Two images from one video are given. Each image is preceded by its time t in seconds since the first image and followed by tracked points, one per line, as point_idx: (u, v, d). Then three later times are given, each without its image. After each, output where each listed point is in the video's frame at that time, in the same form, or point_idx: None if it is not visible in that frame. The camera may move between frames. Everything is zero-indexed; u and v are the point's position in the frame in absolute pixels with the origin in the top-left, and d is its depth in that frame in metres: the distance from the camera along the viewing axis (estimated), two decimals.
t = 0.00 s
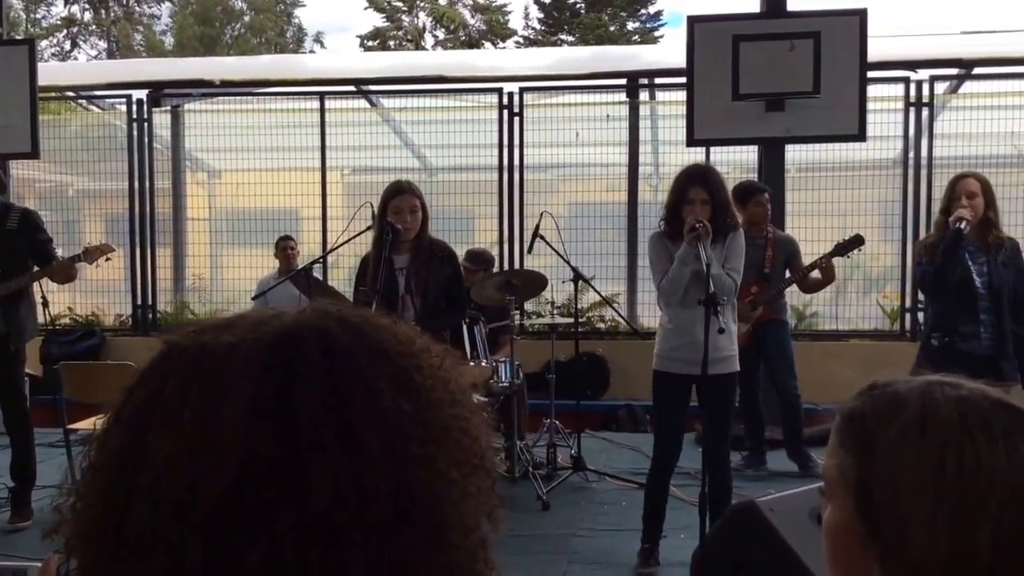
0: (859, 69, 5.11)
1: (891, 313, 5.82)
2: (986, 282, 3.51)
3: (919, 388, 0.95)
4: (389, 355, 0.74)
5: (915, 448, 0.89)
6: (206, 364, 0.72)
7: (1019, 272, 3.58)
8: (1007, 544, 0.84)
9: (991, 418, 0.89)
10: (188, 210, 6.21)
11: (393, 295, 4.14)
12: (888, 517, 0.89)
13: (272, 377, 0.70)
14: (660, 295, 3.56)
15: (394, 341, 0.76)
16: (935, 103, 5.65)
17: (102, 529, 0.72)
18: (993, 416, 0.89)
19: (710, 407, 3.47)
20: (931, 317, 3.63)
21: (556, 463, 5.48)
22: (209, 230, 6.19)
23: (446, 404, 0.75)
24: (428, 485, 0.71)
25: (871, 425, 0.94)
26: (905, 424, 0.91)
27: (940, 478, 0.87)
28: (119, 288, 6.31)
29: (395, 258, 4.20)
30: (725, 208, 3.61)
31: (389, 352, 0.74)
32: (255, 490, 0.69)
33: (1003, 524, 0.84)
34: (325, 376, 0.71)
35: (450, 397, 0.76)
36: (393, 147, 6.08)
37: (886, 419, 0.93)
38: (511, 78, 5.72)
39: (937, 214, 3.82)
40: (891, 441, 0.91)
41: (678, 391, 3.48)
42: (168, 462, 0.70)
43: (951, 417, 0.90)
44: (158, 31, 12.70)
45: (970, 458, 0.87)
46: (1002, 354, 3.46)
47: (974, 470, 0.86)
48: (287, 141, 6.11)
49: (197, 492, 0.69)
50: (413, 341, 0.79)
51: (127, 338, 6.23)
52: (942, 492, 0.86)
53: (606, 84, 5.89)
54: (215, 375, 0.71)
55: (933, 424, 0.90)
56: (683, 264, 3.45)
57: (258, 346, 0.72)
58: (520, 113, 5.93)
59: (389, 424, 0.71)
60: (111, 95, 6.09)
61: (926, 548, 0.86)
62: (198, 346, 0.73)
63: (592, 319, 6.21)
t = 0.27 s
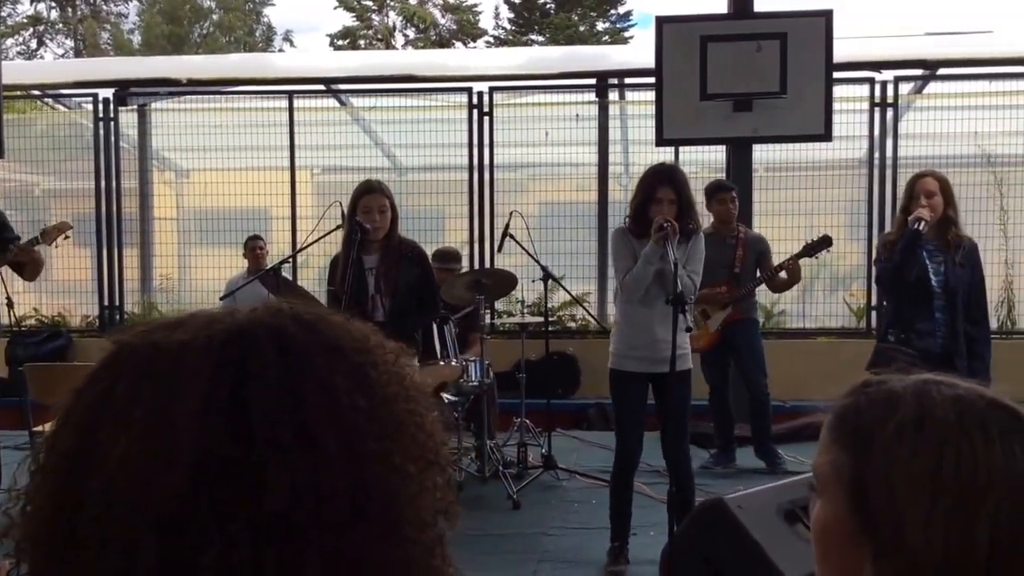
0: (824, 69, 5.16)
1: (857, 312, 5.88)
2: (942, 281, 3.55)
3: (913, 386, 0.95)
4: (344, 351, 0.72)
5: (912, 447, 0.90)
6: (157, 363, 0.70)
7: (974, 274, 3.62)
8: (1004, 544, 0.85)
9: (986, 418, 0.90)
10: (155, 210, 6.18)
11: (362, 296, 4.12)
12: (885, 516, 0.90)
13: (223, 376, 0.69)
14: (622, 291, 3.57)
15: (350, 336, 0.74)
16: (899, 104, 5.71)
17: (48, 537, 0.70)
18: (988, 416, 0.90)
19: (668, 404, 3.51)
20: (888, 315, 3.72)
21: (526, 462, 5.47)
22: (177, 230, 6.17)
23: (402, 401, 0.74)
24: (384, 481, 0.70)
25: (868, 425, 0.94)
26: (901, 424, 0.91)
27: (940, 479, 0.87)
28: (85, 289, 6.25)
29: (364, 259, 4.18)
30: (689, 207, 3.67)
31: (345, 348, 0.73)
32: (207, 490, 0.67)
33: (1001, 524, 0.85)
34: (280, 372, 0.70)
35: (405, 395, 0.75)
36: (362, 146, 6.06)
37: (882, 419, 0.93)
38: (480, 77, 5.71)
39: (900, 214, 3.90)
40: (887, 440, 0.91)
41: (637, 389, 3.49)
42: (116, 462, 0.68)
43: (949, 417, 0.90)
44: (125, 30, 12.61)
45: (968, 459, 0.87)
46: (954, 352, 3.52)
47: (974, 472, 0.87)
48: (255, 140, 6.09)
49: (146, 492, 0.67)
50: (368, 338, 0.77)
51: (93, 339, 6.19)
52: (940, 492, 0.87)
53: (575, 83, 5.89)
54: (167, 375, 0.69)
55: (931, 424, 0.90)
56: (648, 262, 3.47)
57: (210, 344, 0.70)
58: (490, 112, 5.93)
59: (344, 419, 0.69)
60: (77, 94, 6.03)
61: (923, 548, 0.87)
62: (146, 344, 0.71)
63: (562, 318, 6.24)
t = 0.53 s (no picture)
0: (796, 69, 5.18)
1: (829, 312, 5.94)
2: (894, 280, 3.59)
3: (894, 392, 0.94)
4: (303, 349, 0.75)
5: (877, 448, 0.88)
6: (114, 364, 0.72)
7: (928, 276, 3.65)
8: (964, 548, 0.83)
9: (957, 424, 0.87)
10: (127, 210, 6.14)
11: (337, 296, 4.11)
12: (837, 510, 0.88)
13: (182, 379, 0.71)
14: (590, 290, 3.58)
15: (309, 334, 0.77)
16: (869, 105, 5.76)
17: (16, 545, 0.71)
18: (960, 423, 0.87)
19: (632, 404, 3.56)
20: (842, 312, 3.74)
21: (501, 462, 5.49)
22: (149, 230, 6.13)
23: (362, 397, 0.76)
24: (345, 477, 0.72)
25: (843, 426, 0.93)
26: (871, 422, 0.90)
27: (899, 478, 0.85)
28: (56, 290, 6.18)
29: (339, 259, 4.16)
30: (660, 213, 3.70)
31: (303, 344, 0.75)
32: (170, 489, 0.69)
33: (958, 532, 0.83)
34: (240, 370, 0.72)
35: (366, 390, 0.77)
36: (336, 146, 6.04)
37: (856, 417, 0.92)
38: (454, 77, 5.71)
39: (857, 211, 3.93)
40: (855, 436, 0.90)
41: (600, 389, 3.52)
42: (83, 466, 0.69)
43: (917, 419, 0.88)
44: (96, 29, 12.51)
45: (933, 463, 0.85)
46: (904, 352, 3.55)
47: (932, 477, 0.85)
48: (228, 140, 6.07)
49: (111, 495, 0.68)
50: (327, 336, 0.79)
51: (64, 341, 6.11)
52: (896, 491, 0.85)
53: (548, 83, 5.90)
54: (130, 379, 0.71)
55: (898, 424, 0.88)
56: (620, 262, 3.49)
57: (172, 347, 0.72)
58: (463, 113, 5.94)
59: (305, 415, 0.71)
60: (47, 94, 5.99)
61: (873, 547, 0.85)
62: (110, 348, 0.73)
63: (537, 318, 6.25)
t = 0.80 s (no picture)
0: (771, 70, 5.19)
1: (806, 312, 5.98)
2: (851, 282, 3.66)
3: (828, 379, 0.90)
4: (271, 350, 0.73)
5: (794, 445, 0.85)
6: (78, 370, 0.69)
7: (884, 275, 3.69)
8: (865, 558, 0.81)
9: (881, 427, 0.84)
10: (103, 211, 6.10)
11: (314, 299, 4.09)
12: (743, 500, 0.86)
13: (150, 382, 0.69)
14: (565, 289, 3.57)
15: (276, 335, 0.75)
16: (846, 106, 5.79)
17: None
18: (885, 426, 0.84)
19: (604, 406, 3.57)
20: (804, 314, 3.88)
21: (479, 464, 5.49)
22: (126, 231, 6.09)
23: (333, 400, 0.76)
24: (315, 480, 0.71)
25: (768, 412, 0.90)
26: (794, 412, 0.86)
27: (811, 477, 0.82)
28: (32, 292, 6.19)
29: (316, 261, 4.14)
30: (639, 216, 3.70)
31: (270, 345, 0.74)
32: (131, 494, 0.66)
33: (860, 542, 0.81)
34: (206, 373, 0.70)
35: (336, 394, 0.77)
36: (314, 147, 6.02)
37: (781, 405, 0.89)
38: (433, 78, 5.70)
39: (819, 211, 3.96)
40: (779, 429, 0.87)
41: (569, 389, 3.53)
42: (37, 475, 0.66)
43: (838, 418, 0.84)
44: (73, 30, 12.46)
45: (849, 467, 0.82)
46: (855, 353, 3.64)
47: (845, 481, 0.82)
48: (206, 141, 6.04)
49: (70, 502, 0.66)
50: (294, 338, 0.78)
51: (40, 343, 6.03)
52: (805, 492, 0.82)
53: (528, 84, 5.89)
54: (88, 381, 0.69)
55: (819, 420, 0.85)
56: (596, 262, 3.48)
57: (132, 349, 0.70)
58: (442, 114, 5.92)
59: (273, 420, 0.70)
60: (22, 94, 5.98)
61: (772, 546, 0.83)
62: (67, 350, 0.71)
63: (516, 319, 6.23)
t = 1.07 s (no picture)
0: (753, 71, 5.19)
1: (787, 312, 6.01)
2: (820, 282, 3.70)
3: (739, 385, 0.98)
4: (253, 351, 0.75)
5: (694, 449, 0.93)
6: (58, 373, 0.70)
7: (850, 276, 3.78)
8: (761, 567, 0.89)
9: (779, 435, 0.92)
10: (83, 211, 6.07)
11: (295, 300, 4.07)
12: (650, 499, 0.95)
13: (134, 384, 0.71)
14: (545, 290, 3.57)
15: (257, 335, 0.77)
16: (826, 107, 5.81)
17: None
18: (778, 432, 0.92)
19: (586, 407, 3.58)
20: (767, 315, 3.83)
21: (461, 465, 5.49)
22: (106, 231, 6.06)
23: (314, 399, 0.78)
24: (298, 478, 0.73)
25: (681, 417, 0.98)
26: (699, 419, 0.95)
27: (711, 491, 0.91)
28: (10, 293, 6.13)
29: (297, 263, 4.12)
30: (620, 217, 3.71)
31: (253, 346, 0.75)
32: (115, 493, 0.69)
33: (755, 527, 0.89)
34: (188, 377, 0.72)
35: (317, 392, 0.79)
36: (296, 147, 6.00)
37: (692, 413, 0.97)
38: (415, 79, 5.70)
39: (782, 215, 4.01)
40: (687, 434, 0.95)
41: (549, 390, 3.54)
42: (17, 478, 0.68)
43: (741, 429, 0.92)
44: (51, 29, 12.36)
45: (742, 469, 0.91)
46: (828, 352, 3.67)
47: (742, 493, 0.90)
48: (187, 142, 6.02)
49: (55, 506, 0.68)
50: (275, 338, 0.80)
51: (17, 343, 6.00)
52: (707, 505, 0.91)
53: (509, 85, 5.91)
54: (70, 381, 0.70)
55: (724, 432, 0.92)
56: (576, 263, 3.48)
57: (113, 350, 0.72)
58: (422, 115, 5.94)
59: (254, 419, 0.72)
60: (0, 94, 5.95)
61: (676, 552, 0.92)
62: (45, 351, 0.71)
63: (498, 320, 6.23)
